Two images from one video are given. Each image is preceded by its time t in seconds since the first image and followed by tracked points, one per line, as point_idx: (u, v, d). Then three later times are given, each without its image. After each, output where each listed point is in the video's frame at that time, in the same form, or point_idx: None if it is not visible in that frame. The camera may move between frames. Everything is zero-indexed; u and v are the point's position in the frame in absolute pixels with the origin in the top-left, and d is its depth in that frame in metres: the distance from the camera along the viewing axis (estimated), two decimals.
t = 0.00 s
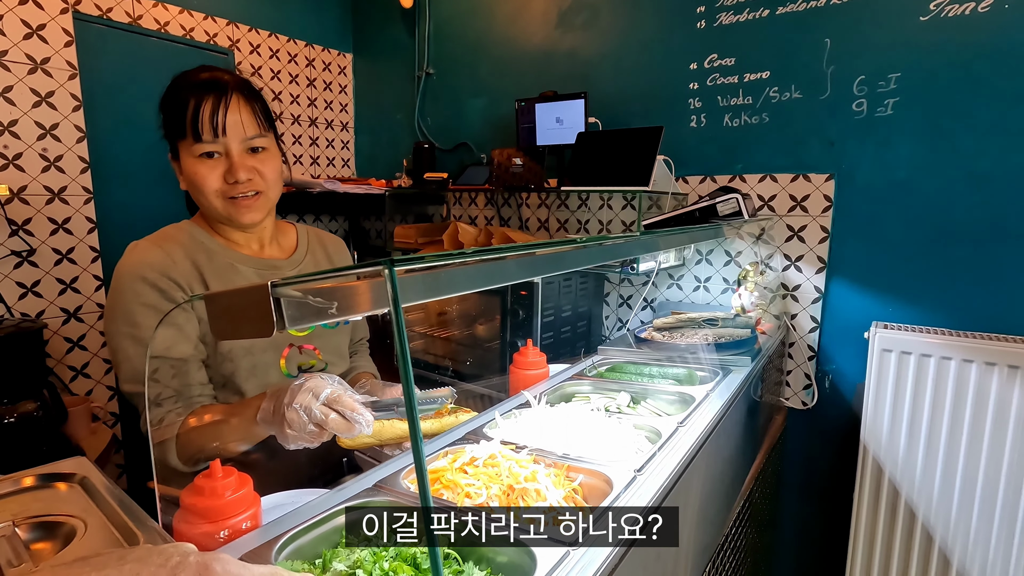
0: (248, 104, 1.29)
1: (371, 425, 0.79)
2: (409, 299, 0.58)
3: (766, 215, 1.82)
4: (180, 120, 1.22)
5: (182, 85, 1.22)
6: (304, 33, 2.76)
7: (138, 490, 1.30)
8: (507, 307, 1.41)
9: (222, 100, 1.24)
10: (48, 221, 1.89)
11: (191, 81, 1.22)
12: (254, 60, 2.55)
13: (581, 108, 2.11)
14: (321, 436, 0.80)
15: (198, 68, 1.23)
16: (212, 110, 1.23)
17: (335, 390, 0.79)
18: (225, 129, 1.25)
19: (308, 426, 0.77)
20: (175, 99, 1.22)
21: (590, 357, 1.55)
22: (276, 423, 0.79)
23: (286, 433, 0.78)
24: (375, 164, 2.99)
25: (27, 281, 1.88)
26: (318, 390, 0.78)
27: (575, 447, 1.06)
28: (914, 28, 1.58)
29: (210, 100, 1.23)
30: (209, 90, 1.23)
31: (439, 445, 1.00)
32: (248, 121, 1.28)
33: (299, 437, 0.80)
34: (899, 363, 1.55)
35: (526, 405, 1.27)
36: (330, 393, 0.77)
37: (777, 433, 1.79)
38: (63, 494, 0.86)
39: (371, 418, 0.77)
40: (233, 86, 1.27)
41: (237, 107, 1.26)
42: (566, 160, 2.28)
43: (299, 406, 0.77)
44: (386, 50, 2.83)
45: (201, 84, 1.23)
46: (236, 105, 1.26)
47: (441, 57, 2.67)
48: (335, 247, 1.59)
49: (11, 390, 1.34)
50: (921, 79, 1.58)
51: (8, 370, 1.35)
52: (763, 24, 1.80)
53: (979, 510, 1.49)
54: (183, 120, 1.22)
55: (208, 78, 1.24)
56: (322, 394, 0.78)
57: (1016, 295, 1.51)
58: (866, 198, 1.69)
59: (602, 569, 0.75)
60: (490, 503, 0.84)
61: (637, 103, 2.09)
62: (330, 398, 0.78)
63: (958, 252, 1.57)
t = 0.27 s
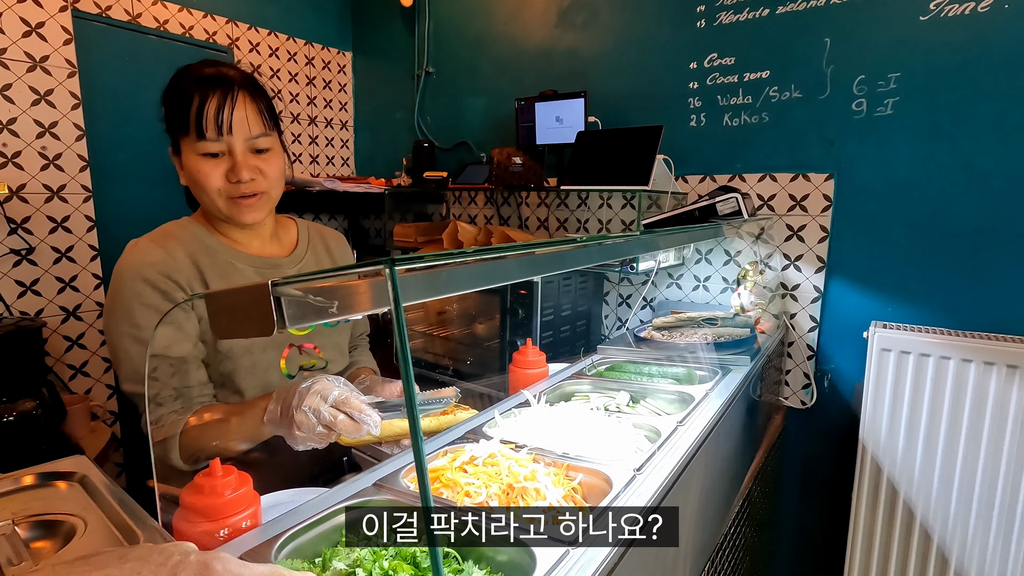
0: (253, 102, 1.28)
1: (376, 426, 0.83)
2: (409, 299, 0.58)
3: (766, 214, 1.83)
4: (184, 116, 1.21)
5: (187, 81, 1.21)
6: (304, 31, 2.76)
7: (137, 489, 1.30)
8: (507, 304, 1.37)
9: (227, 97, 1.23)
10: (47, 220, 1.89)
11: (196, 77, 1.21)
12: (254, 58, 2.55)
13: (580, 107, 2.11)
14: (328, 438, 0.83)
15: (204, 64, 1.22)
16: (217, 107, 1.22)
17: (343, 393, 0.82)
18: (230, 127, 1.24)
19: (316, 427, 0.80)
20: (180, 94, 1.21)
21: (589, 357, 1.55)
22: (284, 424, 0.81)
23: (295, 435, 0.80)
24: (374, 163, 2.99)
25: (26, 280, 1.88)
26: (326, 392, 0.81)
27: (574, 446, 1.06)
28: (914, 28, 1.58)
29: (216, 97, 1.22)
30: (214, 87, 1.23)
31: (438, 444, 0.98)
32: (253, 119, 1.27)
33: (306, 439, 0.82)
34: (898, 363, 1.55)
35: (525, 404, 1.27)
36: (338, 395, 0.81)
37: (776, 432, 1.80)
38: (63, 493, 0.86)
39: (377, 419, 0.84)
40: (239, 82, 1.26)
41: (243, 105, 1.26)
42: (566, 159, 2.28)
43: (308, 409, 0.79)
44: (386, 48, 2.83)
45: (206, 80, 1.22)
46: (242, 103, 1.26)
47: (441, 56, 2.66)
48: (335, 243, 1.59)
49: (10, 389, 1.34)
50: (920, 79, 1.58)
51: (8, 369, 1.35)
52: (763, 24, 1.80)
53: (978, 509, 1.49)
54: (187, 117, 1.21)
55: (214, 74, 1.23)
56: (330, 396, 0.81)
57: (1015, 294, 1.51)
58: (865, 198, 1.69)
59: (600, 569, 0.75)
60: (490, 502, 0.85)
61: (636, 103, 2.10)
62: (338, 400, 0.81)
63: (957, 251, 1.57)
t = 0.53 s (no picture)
0: (252, 106, 1.28)
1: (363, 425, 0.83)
2: (409, 298, 0.58)
3: (765, 214, 1.83)
4: (182, 119, 1.21)
5: (185, 83, 1.21)
6: (303, 30, 2.75)
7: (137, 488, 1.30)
8: (506, 304, 1.39)
9: (226, 100, 1.23)
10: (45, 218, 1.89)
11: (194, 79, 1.21)
12: (253, 57, 2.55)
13: (580, 106, 2.11)
14: (318, 438, 0.82)
15: (202, 66, 1.22)
16: (215, 110, 1.22)
17: (327, 392, 0.82)
18: (227, 130, 1.23)
19: (305, 428, 0.80)
20: (178, 96, 1.21)
21: (589, 356, 1.55)
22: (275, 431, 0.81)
23: (284, 436, 0.79)
24: (374, 162, 2.99)
25: (25, 278, 1.88)
26: (310, 392, 0.81)
27: (574, 445, 1.06)
28: (914, 27, 1.58)
29: (215, 99, 1.22)
30: (213, 89, 1.22)
31: (438, 443, 0.99)
32: (251, 124, 1.27)
33: (295, 441, 0.81)
34: (897, 362, 1.55)
35: (524, 403, 1.26)
36: (322, 395, 0.81)
37: (775, 431, 1.80)
38: (63, 492, 0.86)
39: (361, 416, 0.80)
40: (238, 86, 1.26)
41: (241, 109, 1.25)
42: (566, 158, 2.28)
43: (294, 409, 0.79)
44: (386, 47, 2.82)
45: (205, 83, 1.22)
46: (241, 107, 1.26)
47: (441, 55, 2.66)
48: (332, 247, 1.61)
49: (9, 388, 1.34)
50: (921, 78, 1.58)
51: (8, 367, 1.35)
52: (763, 23, 1.80)
53: (976, 508, 1.50)
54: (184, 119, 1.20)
55: (213, 76, 1.23)
56: (315, 395, 0.81)
57: (1015, 294, 1.51)
58: (865, 197, 1.69)
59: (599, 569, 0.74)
60: (490, 502, 0.85)
61: (636, 102, 2.09)
62: (323, 400, 0.81)
63: (956, 250, 1.57)
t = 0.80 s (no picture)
0: (257, 106, 1.28)
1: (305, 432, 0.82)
2: (408, 298, 0.58)
3: (765, 213, 1.82)
4: (185, 116, 1.20)
5: (190, 80, 1.20)
6: (303, 28, 2.75)
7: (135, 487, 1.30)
8: (506, 304, 1.40)
9: (231, 100, 1.23)
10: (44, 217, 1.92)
11: (200, 77, 1.20)
12: (253, 55, 2.54)
13: (580, 105, 2.10)
14: (262, 441, 0.81)
15: (208, 63, 1.21)
16: (220, 109, 1.22)
17: (276, 394, 0.82)
18: (231, 130, 1.23)
19: (248, 428, 0.79)
20: (181, 93, 1.20)
21: (588, 356, 1.56)
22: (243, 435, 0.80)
23: (225, 437, 0.79)
24: (373, 161, 2.99)
25: (24, 276, 1.90)
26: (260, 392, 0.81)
27: (573, 444, 1.06)
28: (914, 27, 1.58)
29: (220, 98, 1.22)
30: (218, 88, 1.22)
31: (437, 442, 0.99)
32: (255, 125, 1.27)
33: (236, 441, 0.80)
34: (897, 362, 1.55)
35: (523, 402, 1.26)
36: (272, 397, 0.81)
37: (774, 431, 1.80)
38: (61, 491, 0.86)
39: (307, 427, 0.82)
40: (244, 85, 1.26)
41: (246, 109, 1.25)
42: (566, 157, 2.27)
43: (239, 408, 0.79)
44: (385, 45, 2.82)
45: (210, 81, 1.21)
46: (246, 107, 1.25)
47: (441, 53, 2.66)
48: (330, 246, 1.62)
49: (8, 386, 1.34)
50: (921, 78, 1.58)
51: (6, 367, 1.35)
52: (764, 22, 1.80)
53: (975, 508, 1.50)
54: (187, 116, 1.20)
55: (219, 75, 1.23)
56: (263, 396, 0.81)
57: (1015, 293, 1.51)
58: (865, 197, 1.69)
59: (598, 569, 0.74)
60: (489, 501, 0.85)
61: (636, 101, 2.09)
62: (270, 401, 0.81)
63: (956, 250, 1.57)
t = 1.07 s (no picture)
0: (257, 106, 1.27)
1: (293, 445, 0.81)
2: (407, 296, 0.57)
3: (764, 212, 1.82)
4: (184, 114, 1.20)
5: (190, 78, 1.20)
6: (302, 26, 2.74)
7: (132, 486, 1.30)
8: (505, 302, 1.41)
9: (231, 98, 1.22)
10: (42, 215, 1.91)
11: (200, 75, 1.20)
12: (251, 53, 2.54)
13: (580, 104, 2.10)
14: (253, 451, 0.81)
15: (208, 61, 1.20)
16: (220, 108, 1.21)
17: (266, 404, 0.81)
18: (231, 129, 1.22)
19: (238, 437, 0.79)
20: (181, 92, 1.19)
21: (587, 354, 1.56)
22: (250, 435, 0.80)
23: (216, 445, 0.79)
24: (372, 159, 2.98)
25: (22, 275, 1.89)
26: (251, 401, 0.81)
27: (572, 444, 1.06)
28: (914, 25, 1.57)
29: (220, 97, 1.21)
30: (218, 86, 1.21)
31: (434, 442, 1.00)
32: (256, 124, 1.27)
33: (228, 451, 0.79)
34: (896, 361, 1.55)
35: (522, 401, 1.25)
36: (260, 407, 0.80)
37: (773, 430, 1.80)
38: (57, 490, 0.85)
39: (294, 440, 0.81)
40: (245, 84, 1.25)
41: (247, 108, 1.25)
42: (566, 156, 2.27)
43: (230, 417, 0.80)
44: (385, 43, 2.81)
45: (211, 79, 1.20)
46: (246, 106, 1.25)
47: (440, 51, 2.65)
48: (330, 245, 1.62)
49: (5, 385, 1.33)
50: (921, 77, 1.58)
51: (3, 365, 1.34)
52: (763, 21, 1.79)
53: (974, 507, 1.49)
54: (186, 115, 1.19)
55: (220, 73, 1.22)
56: (253, 406, 0.80)
57: (1013, 293, 1.51)
58: (864, 196, 1.68)
59: (597, 569, 0.73)
60: (487, 501, 0.85)
61: (636, 100, 2.09)
62: (259, 412, 0.80)
63: (956, 250, 1.57)
